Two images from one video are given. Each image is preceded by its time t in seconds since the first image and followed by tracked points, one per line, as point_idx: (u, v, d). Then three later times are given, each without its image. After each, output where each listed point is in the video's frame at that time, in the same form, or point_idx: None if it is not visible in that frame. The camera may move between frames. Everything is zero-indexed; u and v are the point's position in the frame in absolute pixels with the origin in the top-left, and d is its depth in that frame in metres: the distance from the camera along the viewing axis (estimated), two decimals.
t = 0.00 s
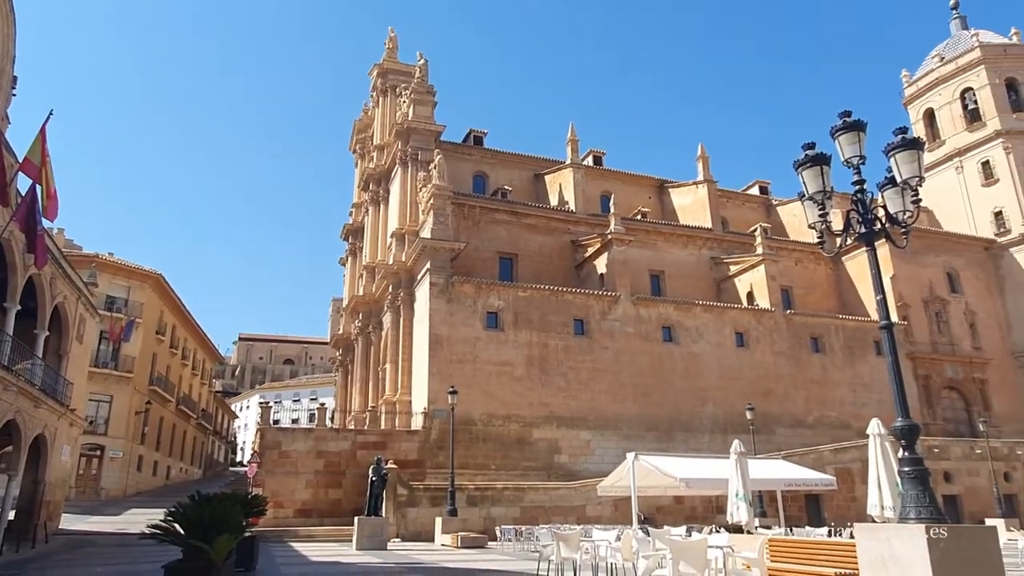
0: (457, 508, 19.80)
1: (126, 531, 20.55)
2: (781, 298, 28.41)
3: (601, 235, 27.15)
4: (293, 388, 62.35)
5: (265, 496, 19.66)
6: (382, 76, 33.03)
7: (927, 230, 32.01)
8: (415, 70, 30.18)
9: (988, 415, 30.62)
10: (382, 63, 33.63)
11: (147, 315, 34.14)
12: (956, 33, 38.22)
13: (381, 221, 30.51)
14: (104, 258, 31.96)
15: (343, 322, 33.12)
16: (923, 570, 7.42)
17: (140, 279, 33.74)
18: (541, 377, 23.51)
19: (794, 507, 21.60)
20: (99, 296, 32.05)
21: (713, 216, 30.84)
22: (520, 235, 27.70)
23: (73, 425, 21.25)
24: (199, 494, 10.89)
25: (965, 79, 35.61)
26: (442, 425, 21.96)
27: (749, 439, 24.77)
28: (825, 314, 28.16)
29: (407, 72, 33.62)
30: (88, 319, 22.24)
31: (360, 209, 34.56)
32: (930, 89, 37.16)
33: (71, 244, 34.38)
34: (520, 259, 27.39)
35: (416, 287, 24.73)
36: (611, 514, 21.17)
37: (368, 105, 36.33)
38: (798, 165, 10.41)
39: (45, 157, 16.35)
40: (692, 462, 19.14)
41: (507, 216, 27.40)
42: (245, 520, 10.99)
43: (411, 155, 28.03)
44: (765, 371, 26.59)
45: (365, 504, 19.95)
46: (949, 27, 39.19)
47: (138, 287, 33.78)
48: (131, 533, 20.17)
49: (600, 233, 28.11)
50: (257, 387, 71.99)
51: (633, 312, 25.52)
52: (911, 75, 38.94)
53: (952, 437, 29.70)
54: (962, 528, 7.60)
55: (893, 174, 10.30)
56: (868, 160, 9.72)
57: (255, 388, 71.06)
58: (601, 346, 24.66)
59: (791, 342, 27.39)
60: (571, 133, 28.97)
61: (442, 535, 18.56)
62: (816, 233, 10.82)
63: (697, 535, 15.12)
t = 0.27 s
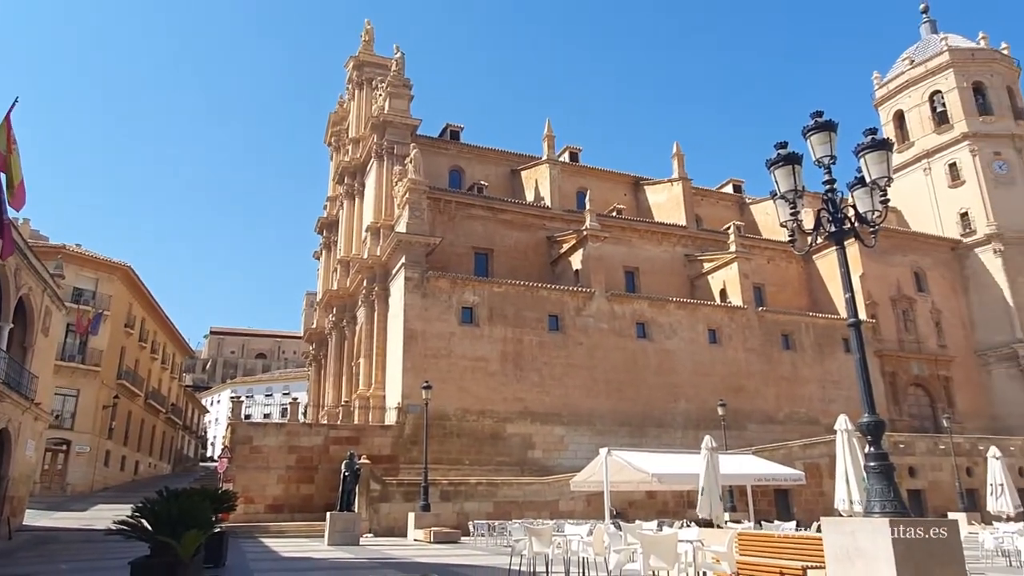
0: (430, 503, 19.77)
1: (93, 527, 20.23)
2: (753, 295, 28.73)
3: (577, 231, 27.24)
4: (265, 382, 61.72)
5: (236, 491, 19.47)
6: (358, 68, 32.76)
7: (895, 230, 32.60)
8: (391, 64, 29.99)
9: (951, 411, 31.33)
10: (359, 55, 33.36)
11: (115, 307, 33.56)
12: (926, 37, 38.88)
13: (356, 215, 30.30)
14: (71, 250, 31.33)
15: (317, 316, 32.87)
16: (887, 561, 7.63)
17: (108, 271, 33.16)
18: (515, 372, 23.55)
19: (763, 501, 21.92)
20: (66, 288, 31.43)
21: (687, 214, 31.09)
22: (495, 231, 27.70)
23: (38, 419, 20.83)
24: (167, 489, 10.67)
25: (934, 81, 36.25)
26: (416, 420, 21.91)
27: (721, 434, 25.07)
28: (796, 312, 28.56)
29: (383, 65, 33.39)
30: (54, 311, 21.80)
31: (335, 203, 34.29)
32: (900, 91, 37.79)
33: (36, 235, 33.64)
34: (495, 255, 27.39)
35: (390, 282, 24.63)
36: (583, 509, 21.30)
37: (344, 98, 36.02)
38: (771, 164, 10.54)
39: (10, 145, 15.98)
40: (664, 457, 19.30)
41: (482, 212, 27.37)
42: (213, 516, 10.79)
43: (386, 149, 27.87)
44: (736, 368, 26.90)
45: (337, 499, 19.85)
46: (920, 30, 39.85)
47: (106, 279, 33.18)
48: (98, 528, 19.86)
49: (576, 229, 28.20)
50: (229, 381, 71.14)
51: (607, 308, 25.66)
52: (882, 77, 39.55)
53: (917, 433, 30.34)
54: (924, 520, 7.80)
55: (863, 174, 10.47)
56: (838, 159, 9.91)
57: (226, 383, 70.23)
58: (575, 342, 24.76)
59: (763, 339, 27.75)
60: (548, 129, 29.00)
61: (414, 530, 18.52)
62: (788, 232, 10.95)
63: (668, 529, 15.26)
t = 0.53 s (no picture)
0: (398, 497, 19.71)
1: (51, 522, 19.77)
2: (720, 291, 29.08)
3: (548, 226, 27.30)
4: (231, 375, 60.88)
5: (200, 485, 19.19)
6: (328, 58, 32.39)
7: (859, 228, 33.25)
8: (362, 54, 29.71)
9: (911, 405, 32.12)
10: (329, 45, 32.97)
11: (76, 298, 32.80)
12: (892, 39, 39.64)
13: (326, 206, 30.00)
14: (30, 238, 30.50)
15: (285, 309, 32.50)
16: (845, 552, 7.92)
17: (69, 261, 32.39)
18: (485, 366, 23.56)
19: (728, 494, 22.25)
20: (25, 277, 30.62)
21: (657, 210, 31.35)
22: (466, 225, 27.64)
23: None
24: (129, 483, 10.44)
25: (898, 83, 36.99)
26: (385, 414, 21.80)
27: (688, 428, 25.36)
28: (763, 308, 29.00)
29: (354, 55, 33.05)
30: (12, 301, 21.22)
31: (304, 194, 33.91)
32: (866, 92, 38.49)
33: None
34: (466, 248, 27.33)
35: (360, 274, 24.45)
36: (552, 502, 21.42)
37: (314, 88, 35.59)
38: (738, 161, 10.67)
39: None
40: (631, 450, 19.46)
41: (454, 205, 27.29)
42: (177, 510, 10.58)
43: (357, 140, 27.62)
44: (704, 363, 27.24)
45: (303, 493, 19.69)
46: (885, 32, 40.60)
47: (67, 268, 32.40)
48: (57, 524, 19.42)
49: (547, 224, 28.27)
50: (194, 374, 70.01)
51: (577, 303, 25.78)
52: (848, 78, 40.25)
53: (878, 427, 31.04)
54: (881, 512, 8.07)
55: (828, 172, 10.64)
56: (804, 158, 10.09)
57: (191, 375, 69.12)
58: (545, 336, 24.84)
59: (729, 334, 28.13)
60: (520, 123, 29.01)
61: (382, 523, 18.45)
62: (754, 228, 11.10)
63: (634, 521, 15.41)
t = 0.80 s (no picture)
0: (365, 491, 19.62)
1: (8, 517, 19.31)
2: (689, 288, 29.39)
3: (519, 220, 27.33)
4: (197, 367, 59.97)
5: (163, 479, 18.90)
6: (299, 47, 31.96)
7: (825, 227, 33.85)
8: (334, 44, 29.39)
9: (872, 401, 32.85)
10: (300, 33, 32.53)
11: (35, 287, 31.99)
12: (858, 42, 40.36)
13: (295, 198, 29.67)
14: None
15: (252, 301, 32.10)
16: (805, 544, 8.17)
17: (28, 249, 31.56)
18: (455, 360, 23.53)
19: (694, 488, 22.55)
20: None
21: (628, 206, 31.56)
22: (438, 218, 27.53)
23: None
24: (89, 477, 10.15)
25: (864, 85, 37.69)
26: (353, 407, 21.66)
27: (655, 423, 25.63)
28: (730, 304, 29.39)
29: (325, 45, 32.66)
30: None
31: (273, 184, 33.47)
32: (833, 93, 39.14)
33: None
34: (437, 242, 27.24)
35: (329, 267, 24.24)
36: (520, 496, 21.50)
37: (284, 77, 35.10)
38: (707, 159, 10.77)
39: None
40: (599, 445, 19.59)
41: (425, 198, 27.16)
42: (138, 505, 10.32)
43: (327, 131, 27.32)
44: (672, 358, 27.53)
45: (269, 487, 19.50)
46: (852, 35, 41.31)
47: (26, 257, 31.56)
48: (14, 518, 18.98)
49: (518, 218, 28.29)
50: (158, 366, 68.83)
51: (547, 298, 25.86)
52: (816, 79, 40.89)
53: (840, 422, 31.69)
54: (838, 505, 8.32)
55: (795, 172, 10.79)
56: (771, 156, 10.22)
57: (155, 368, 67.92)
58: (515, 330, 24.89)
59: (697, 330, 28.47)
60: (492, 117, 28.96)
61: (349, 517, 18.34)
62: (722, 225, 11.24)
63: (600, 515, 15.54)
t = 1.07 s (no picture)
0: (338, 483, 19.53)
1: None
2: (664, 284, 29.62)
3: (496, 215, 27.31)
4: (167, 358, 59.19)
5: (131, 471, 18.65)
6: (276, 35, 31.58)
7: (798, 227, 34.27)
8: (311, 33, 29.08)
9: (840, 398, 33.40)
10: (277, 21, 32.14)
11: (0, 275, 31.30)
12: (834, 43, 40.85)
13: (269, 188, 29.37)
14: None
15: (224, 291, 31.75)
16: (773, 539, 8.30)
17: None
18: (430, 353, 23.49)
19: (665, 483, 22.79)
20: None
21: (604, 202, 31.68)
22: (414, 211, 27.41)
23: None
24: (52, 468, 9.93)
25: (839, 87, 38.19)
26: (326, 400, 21.52)
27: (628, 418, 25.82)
28: (704, 302, 29.68)
29: (303, 33, 32.31)
30: None
31: (247, 174, 33.08)
32: (808, 94, 39.60)
33: None
34: (413, 235, 27.14)
35: (304, 258, 24.06)
36: (492, 489, 21.54)
37: (260, 65, 34.67)
38: (683, 156, 10.84)
39: None
40: (572, 439, 19.68)
41: (402, 190, 27.03)
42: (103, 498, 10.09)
43: (304, 121, 27.07)
44: (646, 354, 27.74)
45: (240, 479, 19.34)
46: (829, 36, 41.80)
47: None
48: None
49: (495, 212, 28.27)
50: (128, 356, 67.83)
51: (523, 293, 25.90)
52: (792, 79, 41.33)
53: (809, 418, 32.19)
54: (806, 501, 8.45)
55: (769, 171, 10.89)
56: (746, 155, 10.32)
57: (124, 358, 66.90)
58: (491, 324, 24.90)
59: (671, 326, 28.71)
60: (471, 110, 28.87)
61: (320, 510, 18.24)
62: (697, 222, 11.34)
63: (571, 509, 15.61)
